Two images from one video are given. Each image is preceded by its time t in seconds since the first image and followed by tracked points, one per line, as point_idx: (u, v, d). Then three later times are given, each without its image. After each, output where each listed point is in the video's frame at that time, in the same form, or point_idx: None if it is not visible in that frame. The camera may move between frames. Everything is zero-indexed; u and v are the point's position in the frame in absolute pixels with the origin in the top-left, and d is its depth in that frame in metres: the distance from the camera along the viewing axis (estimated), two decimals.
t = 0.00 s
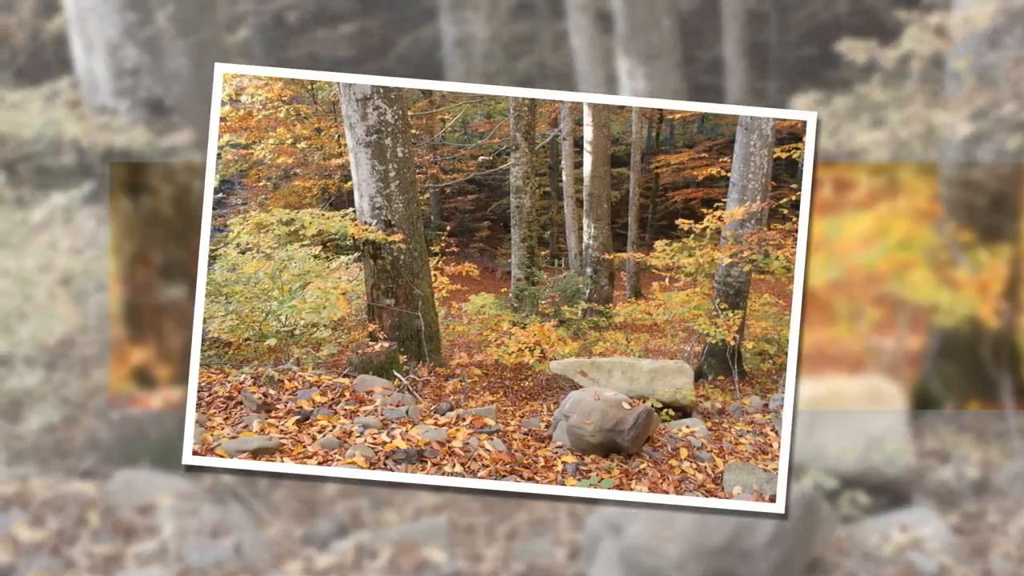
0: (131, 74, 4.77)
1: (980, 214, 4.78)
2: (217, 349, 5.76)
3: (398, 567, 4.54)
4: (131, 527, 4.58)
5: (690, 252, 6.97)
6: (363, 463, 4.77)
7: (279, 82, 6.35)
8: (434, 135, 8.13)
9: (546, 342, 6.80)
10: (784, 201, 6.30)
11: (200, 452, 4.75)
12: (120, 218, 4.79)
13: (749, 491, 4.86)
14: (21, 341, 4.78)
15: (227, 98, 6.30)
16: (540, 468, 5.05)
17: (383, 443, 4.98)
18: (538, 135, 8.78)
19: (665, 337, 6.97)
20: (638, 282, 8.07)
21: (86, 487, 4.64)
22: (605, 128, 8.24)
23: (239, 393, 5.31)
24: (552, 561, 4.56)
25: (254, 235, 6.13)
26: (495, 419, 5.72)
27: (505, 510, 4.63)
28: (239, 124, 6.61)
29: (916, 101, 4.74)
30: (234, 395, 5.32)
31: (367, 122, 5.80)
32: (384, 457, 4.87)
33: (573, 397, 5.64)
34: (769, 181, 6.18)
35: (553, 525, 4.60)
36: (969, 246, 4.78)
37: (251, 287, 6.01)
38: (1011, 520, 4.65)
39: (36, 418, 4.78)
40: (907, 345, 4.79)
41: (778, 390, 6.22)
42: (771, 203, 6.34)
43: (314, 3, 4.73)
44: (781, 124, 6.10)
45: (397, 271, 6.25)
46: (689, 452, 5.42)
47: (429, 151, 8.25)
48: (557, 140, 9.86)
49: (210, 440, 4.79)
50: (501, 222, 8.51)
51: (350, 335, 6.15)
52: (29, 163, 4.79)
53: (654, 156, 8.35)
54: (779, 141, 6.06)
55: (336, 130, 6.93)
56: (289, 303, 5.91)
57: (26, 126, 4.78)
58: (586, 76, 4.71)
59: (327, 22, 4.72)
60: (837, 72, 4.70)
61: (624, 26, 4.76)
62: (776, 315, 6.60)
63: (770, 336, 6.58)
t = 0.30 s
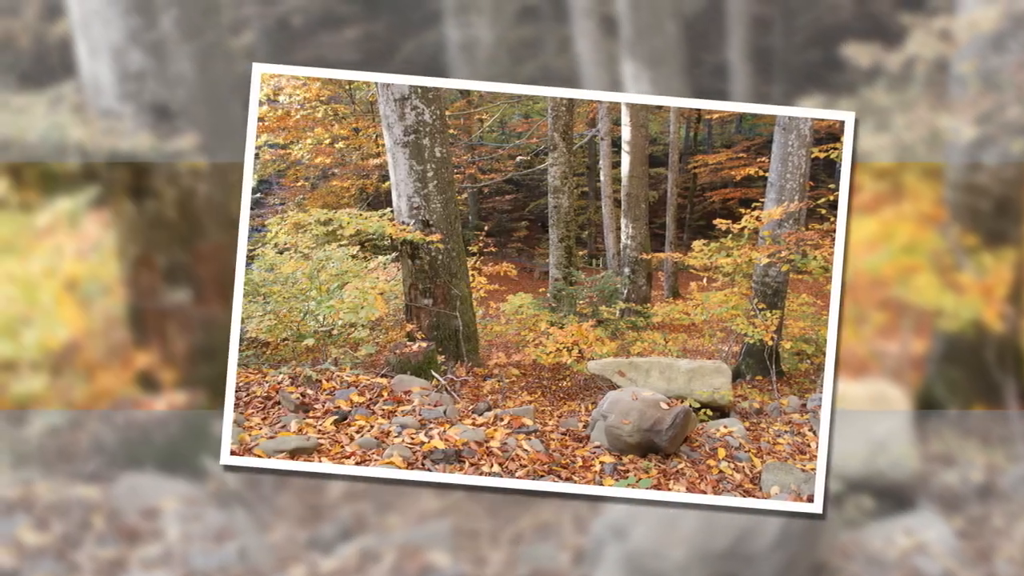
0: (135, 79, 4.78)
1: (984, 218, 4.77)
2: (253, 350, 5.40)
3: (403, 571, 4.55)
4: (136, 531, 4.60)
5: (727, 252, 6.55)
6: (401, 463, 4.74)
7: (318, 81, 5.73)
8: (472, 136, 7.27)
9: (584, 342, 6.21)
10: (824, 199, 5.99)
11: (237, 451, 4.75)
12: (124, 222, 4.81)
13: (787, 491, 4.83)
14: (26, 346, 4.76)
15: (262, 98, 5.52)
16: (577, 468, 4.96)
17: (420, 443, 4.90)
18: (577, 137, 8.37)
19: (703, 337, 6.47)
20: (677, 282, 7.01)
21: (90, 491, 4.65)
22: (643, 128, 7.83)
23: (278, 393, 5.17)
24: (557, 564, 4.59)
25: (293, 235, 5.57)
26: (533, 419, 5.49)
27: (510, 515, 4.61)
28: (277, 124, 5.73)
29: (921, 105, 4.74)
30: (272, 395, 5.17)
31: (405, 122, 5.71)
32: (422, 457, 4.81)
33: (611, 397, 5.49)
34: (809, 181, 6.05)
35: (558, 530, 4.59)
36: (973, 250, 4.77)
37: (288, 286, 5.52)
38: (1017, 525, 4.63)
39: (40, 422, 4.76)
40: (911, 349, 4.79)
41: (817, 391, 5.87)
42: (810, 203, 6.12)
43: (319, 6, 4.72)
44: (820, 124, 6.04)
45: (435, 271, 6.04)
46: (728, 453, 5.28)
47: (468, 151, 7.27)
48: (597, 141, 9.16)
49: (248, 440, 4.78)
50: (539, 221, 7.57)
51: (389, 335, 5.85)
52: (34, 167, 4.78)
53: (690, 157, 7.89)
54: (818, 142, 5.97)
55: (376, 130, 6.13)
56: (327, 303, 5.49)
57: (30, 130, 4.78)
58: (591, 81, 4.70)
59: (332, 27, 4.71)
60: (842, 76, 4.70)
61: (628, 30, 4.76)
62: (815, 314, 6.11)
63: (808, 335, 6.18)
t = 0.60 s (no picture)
0: (139, 82, 4.79)
1: (988, 221, 4.78)
2: (264, 350, 5.41)
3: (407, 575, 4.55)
4: (140, 534, 4.60)
5: (738, 252, 6.51)
6: (412, 463, 4.73)
7: (328, 80, 5.51)
8: (482, 136, 6.79)
9: (595, 342, 6.22)
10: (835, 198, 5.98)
11: (248, 451, 4.75)
12: (128, 225, 4.81)
13: (798, 491, 4.82)
14: (30, 349, 4.76)
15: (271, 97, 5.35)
16: (588, 468, 4.97)
17: (431, 443, 4.91)
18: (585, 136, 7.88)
19: (713, 337, 6.39)
20: (687, 282, 6.90)
21: (94, 495, 4.65)
22: (654, 128, 7.30)
23: (288, 392, 5.18)
24: (561, 566, 4.59)
25: (303, 235, 5.59)
26: (544, 419, 5.49)
27: (514, 519, 4.60)
28: (288, 124, 5.58)
29: (925, 109, 4.74)
30: (283, 395, 5.19)
31: (416, 122, 5.62)
32: (433, 457, 4.80)
33: (621, 397, 5.49)
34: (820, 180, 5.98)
35: (562, 533, 4.59)
36: (978, 254, 4.78)
37: (298, 287, 5.55)
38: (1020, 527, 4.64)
39: (44, 426, 4.76)
40: (916, 353, 4.79)
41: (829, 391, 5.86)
42: (821, 202, 6.09)
43: (323, 9, 4.73)
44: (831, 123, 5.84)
45: (446, 272, 5.98)
46: (739, 452, 5.22)
47: (479, 152, 6.82)
48: (605, 141, 8.24)
49: (259, 440, 4.77)
50: (549, 221, 7.25)
51: (399, 335, 5.82)
52: (38, 171, 4.78)
53: (702, 157, 7.34)
54: (829, 142, 5.83)
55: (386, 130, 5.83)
56: (337, 303, 5.54)
57: (35, 134, 4.78)
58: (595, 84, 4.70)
59: (336, 30, 4.71)
60: (846, 80, 4.71)
61: (632, 34, 4.76)
62: (827, 314, 6.12)
63: (820, 335, 6.14)
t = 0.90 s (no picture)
0: (144, 86, 4.79)
1: (993, 225, 4.78)
2: (275, 350, 5.51)
3: None
4: (146, 538, 4.61)
5: (748, 252, 6.51)
6: (423, 463, 4.77)
7: (338, 82, 5.73)
8: (492, 136, 6.82)
9: (606, 342, 6.29)
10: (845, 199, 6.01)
11: (259, 452, 4.78)
12: (132, 229, 4.81)
13: (809, 491, 4.92)
14: (35, 353, 4.76)
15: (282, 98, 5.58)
16: (599, 468, 5.04)
17: (442, 444, 4.95)
18: (596, 137, 7.82)
19: (723, 337, 6.41)
20: (696, 281, 7.06)
21: (98, 499, 4.65)
22: (665, 127, 7.44)
23: (299, 393, 5.25)
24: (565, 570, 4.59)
25: (314, 235, 5.68)
26: (554, 419, 5.58)
27: (518, 523, 4.60)
28: (298, 125, 5.79)
29: (930, 113, 4.73)
30: (294, 395, 5.26)
31: (426, 122, 5.66)
32: (444, 458, 4.86)
33: (632, 397, 5.53)
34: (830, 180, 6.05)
35: (566, 537, 4.60)
36: (982, 258, 4.77)
37: (310, 287, 5.63)
38: None
39: (49, 430, 4.76)
40: (920, 356, 4.78)
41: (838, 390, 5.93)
42: (831, 202, 6.11)
43: (328, 13, 4.73)
44: (841, 123, 6.03)
45: (456, 272, 5.99)
46: (750, 452, 5.27)
47: (489, 151, 6.81)
48: (615, 139, 8.20)
49: (270, 441, 4.82)
50: (559, 221, 7.18)
51: (409, 335, 5.88)
52: (43, 174, 4.78)
53: (712, 157, 7.53)
54: (838, 141, 6.01)
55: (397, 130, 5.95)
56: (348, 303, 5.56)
57: (39, 138, 4.78)
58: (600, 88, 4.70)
59: (341, 33, 4.71)
60: (851, 84, 4.71)
61: (637, 38, 4.76)
62: (837, 314, 6.22)
63: (830, 334, 6.25)
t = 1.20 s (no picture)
0: (149, 90, 4.79)
1: (998, 229, 4.77)
2: (285, 351, 5.42)
3: None
4: (150, 542, 4.61)
5: (758, 252, 6.51)
6: (434, 464, 4.74)
7: (348, 81, 5.58)
8: (503, 136, 7.16)
9: (617, 342, 6.17)
10: (855, 199, 6.04)
11: (271, 453, 4.77)
12: (137, 233, 4.81)
13: (820, 489, 4.92)
14: (39, 356, 4.75)
15: (293, 99, 5.37)
16: (610, 468, 5.02)
17: (453, 444, 4.91)
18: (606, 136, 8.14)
19: (734, 337, 6.35)
20: (709, 281, 7.02)
21: (103, 502, 4.65)
22: (674, 127, 7.43)
23: (309, 393, 5.17)
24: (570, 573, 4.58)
25: (324, 236, 5.56)
26: (566, 419, 5.50)
27: (522, 527, 4.59)
28: (308, 125, 5.64)
29: (934, 117, 4.73)
30: (305, 396, 5.17)
31: (436, 123, 5.68)
32: (455, 458, 4.81)
33: (642, 397, 5.54)
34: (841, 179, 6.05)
35: (571, 540, 4.59)
36: (987, 262, 4.77)
37: (320, 287, 5.54)
38: None
39: (53, 434, 4.75)
40: (924, 360, 4.78)
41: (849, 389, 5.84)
42: (842, 201, 6.13)
43: (333, 17, 4.73)
44: (850, 123, 6.06)
45: (467, 272, 6.05)
46: (761, 452, 5.26)
47: (498, 152, 7.23)
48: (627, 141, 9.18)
49: (281, 442, 4.81)
50: (570, 221, 7.52)
51: (420, 336, 5.84)
52: (47, 178, 4.77)
53: (723, 157, 7.67)
54: (850, 141, 6.02)
55: (407, 130, 5.99)
56: (358, 304, 5.48)
57: (44, 142, 4.78)
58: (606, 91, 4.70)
59: (346, 37, 4.71)
60: (855, 88, 4.72)
61: (642, 42, 4.76)
62: (848, 312, 6.23)
63: (841, 333, 6.18)
